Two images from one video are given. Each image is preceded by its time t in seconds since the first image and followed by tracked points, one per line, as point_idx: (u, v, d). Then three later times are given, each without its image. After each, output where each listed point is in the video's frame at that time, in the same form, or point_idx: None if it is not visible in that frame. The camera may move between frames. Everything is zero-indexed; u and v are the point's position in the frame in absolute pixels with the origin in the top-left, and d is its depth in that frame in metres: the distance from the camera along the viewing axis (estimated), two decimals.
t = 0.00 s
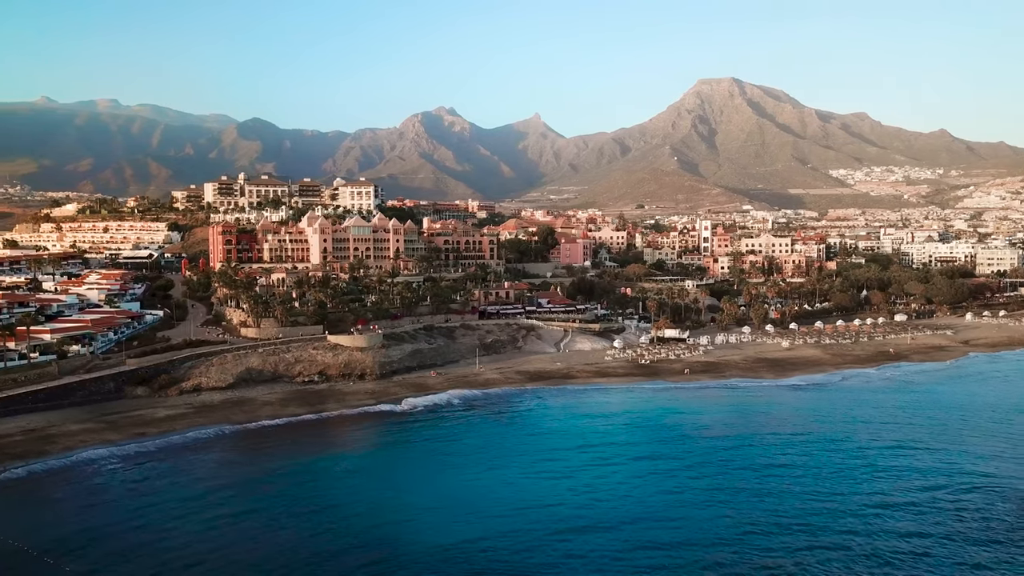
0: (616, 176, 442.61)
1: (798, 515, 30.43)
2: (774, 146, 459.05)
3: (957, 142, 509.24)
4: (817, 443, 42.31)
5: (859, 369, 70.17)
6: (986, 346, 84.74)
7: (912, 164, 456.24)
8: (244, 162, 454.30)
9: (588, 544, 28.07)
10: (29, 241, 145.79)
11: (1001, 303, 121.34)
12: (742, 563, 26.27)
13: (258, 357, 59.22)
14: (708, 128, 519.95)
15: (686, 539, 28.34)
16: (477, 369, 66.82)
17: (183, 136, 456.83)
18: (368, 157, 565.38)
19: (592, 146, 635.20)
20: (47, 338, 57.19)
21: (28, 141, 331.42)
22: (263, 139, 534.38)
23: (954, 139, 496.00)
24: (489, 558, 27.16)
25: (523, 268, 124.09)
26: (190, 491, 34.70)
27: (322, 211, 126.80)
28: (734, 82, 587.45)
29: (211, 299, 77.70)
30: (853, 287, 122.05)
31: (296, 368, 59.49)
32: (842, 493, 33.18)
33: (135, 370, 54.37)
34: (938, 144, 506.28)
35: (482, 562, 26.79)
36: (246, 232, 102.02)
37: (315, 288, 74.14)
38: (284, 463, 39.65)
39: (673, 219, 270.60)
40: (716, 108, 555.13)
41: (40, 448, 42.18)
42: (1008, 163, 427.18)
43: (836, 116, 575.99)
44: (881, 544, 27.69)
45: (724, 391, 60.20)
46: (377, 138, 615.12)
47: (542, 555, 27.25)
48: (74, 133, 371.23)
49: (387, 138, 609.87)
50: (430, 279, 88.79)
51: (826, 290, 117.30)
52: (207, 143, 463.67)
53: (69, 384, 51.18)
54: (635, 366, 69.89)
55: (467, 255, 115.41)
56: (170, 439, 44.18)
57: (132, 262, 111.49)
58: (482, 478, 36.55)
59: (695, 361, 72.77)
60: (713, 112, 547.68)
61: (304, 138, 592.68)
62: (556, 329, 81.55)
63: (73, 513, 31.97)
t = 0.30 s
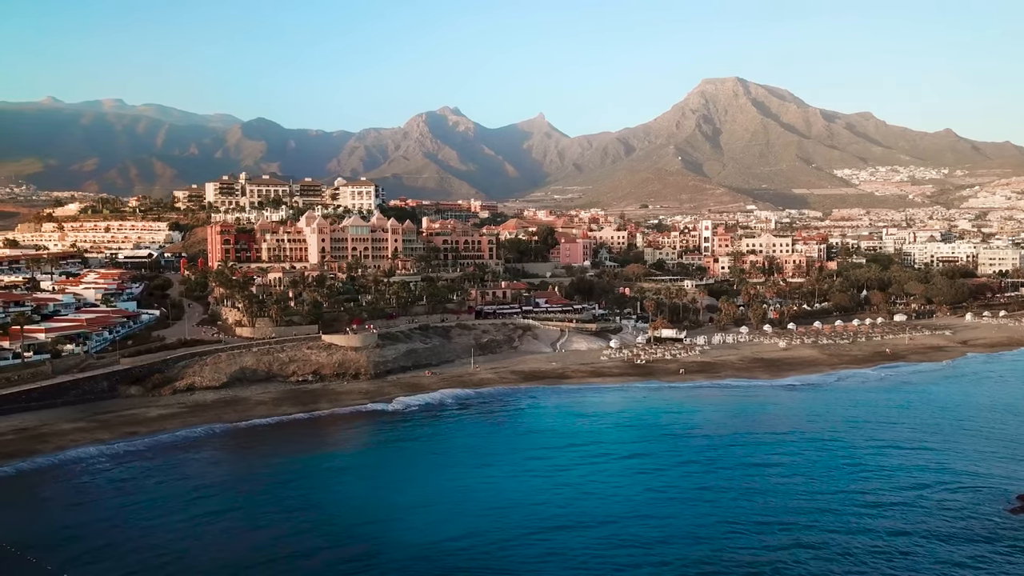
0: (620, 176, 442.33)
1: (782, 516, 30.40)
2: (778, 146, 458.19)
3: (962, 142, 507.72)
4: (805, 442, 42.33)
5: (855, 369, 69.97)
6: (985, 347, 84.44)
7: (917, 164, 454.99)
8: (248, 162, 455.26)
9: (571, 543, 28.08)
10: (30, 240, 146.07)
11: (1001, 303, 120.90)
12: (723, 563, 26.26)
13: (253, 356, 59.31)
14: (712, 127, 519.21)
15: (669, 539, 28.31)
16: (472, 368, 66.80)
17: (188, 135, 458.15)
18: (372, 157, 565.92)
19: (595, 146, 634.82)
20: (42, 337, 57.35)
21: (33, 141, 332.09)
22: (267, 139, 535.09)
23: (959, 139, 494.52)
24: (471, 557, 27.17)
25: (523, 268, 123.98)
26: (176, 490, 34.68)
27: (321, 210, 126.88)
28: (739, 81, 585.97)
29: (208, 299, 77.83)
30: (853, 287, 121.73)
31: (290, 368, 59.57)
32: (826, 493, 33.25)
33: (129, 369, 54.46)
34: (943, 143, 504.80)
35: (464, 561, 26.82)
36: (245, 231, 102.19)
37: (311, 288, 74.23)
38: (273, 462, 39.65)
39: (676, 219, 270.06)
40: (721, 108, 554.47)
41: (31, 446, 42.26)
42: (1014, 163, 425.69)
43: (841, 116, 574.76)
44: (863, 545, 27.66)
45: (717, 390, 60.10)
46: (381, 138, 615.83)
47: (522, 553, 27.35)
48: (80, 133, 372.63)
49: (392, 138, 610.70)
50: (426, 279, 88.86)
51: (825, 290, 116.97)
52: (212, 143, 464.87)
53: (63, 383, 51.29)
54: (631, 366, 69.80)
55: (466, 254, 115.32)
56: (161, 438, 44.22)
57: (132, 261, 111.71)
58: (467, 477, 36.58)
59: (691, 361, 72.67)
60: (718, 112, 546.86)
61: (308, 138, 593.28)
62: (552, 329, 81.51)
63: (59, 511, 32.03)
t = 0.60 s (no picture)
0: (623, 176, 441.75)
1: (763, 516, 30.42)
2: (782, 146, 457.30)
3: (968, 142, 505.95)
4: (794, 442, 42.32)
5: (851, 370, 69.77)
6: (983, 347, 84.16)
7: (921, 164, 453.69)
8: (252, 161, 456.21)
9: (555, 543, 28.03)
10: (32, 240, 146.41)
11: (1001, 304, 120.55)
12: (708, 565, 26.15)
13: (247, 356, 59.37)
14: (717, 127, 518.31)
15: (652, 540, 28.25)
16: (466, 368, 66.77)
17: (193, 135, 459.40)
18: (375, 156, 566.35)
19: (599, 145, 634.10)
20: (36, 336, 57.56)
21: (39, 141, 332.63)
22: (271, 139, 536.01)
23: (964, 139, 492.98)
24: (456, 557, 27.11)
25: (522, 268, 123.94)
26: (162, 489, 34.68)
27: (321, 210, 127.09)
28: (742, 81, 584.90)
29: (204, 298, 78.05)
30: (853, 287, 121.47)
31: (284, 368, 59.62)
32: (811, 493, 33.30)
33: (122, 369, 54.55)
34: (949, 143, 503.33)
35: (446, 561, 26.78)
36: (244, 231, 102.41)
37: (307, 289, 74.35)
38: (263, 460, 39.62)
39: (679, 219, 269.43)
40: (725, 107, 553.57)
41: (21, 445, 42.36)
42: (1019, 163, 424.06)
43: (846, 116, 573.45)
44: (848, 547, 27.49)
45: (712, 391, 59.93)
46: (386, 139, 616.47)
47: (504, 552, 27.45)
48: (86, 133, 374.00)
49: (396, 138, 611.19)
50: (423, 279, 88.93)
51: (825, 290, 116.70)
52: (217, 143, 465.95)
53: (56, 382, 51.43)
54: (626, 366, 69.74)
55: (465, 254, 115.32)
56: (151, 438, 44.28)
57: (132, 261, 111.96)
58: (455, 477, 36.51)
59: (687, 362, 72.54)
60: (722, 112, 546.05)
61: (312, 138, 593.77)
62: (549, 328, 81.47)
63: (45, 510, 32.05)
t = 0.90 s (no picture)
0: (627, 176, 441.15)
1: (747, 516, 30.35)
2: (786, 146, 456.22)
3: (973, 142, 504.23)
4: (783, 441, 42.23)
5: (846, 370, 69.64)
6: (980, 348, 83.91)
7: (927, 164, 452.19)
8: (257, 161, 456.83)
9: (535, 544, 28.00)
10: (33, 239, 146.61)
11: (1001, 304, 120.14)
12: (688, 565, 26.14)
13: (241, 355, 59.46)
14: (722, 127, 517.28)
15: (635, 540, 28.17)
16: (460, 368, 66.76)
17: (198, 135, 460.41)
18: (379, 156, 566.70)
19: (603, 145, 633.57)
20: (31, 335, 57.74)
21: (45, 140, 333.23)
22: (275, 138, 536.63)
23: (970, 139, 491.28)
24: (437, 557, 27.14)
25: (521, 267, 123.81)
26: (147, 488, 34.68)
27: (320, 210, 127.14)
28: (747, 81, 583.42)
29: (200, 298, 78.19)
30: (853, 287, 121.17)
31: (278, 367, 59.70)
32: (796, 493, 33.24)
33: (115, 368, 54.65)
34: (954, 143, 501.71)
35: (427, 561, 26.77)
36: (243, 231, 102.55)
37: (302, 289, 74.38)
38: (251, 460, 39.64)
39: (682, 220, 268.92)
40: (730, 107, 552.58)
41: (11, 444, 42.48)
42: None
43: (850, 116, 571.98)
44: (829, 546, 27.42)
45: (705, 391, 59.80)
46: (390, 138, 616.94)
47: (484, 552, 27.53)
48: (91, 133, 375.10)
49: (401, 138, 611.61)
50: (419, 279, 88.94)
51: (824, 290, 116.38)
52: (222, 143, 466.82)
53: (49, 381, 51.57)
54: (621, 366, 69.67)
55: (463, 254, 115.32)
56: (141, 437, 44.34)
57: (131, 260, 112.07)
58: (441, 477, 36.46)
59: (682, 361, 72.46)
60: (727, 112, 545.03)
61: (316, 138, 594.34)
62: (545, 328, 81.43)
63: (30, 508, 32.13)
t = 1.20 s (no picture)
0: (631, 176, 440.60)
1: (730, 516, 30.29)
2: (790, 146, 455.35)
3: (978, 142, 502.47)
4: (773, 441, 42.13)
5: (840, 370, 69.49)
6: (977, 348, 83.60)
7: (931, 163, 450.83)
8: (260, 161, 457.23)
9: (517, 545, 27.98)
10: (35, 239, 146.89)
11: (1002, 305, 119.63)
12: (666, 565, 26.10)
13: (234, 355, 59.55)
14: (726, 126, 516.32)
15: (617, 540, 28.15)
16: (454, 367, 66.78)
17: (203, 135, 461.10)
18: (383, 156, 566.80)
19: (607, 145, 633.05)
20: (24, 335, 57.90)
21: (51, 141, 334.49)
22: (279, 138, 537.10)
23: (976, 139, 489.52)
24: (416, 557, 27.18)
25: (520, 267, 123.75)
26: (131, 487, 34.72)
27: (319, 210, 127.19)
28: (751, 81, 582.21)
29: (196, 297, 78.34)
30: (852, 287, 120.79)
31: (271, 366, 59.81)
32: (781, 492, 33.15)
33: (108, 367, 54.79)
34: (960, 143, 499.93)
35: (407, 561, 26.79)
36: (241, 230, 102.66)
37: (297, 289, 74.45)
38: (239, 459, 39.66)
39: (685, 220, 268.49)
40: (734, 106, 551.54)
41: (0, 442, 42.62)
42: None
43: (855, 116, 570.48)
44: (810, 546, 27.40)
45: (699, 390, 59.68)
46: (394, 138, 617.19)
47: (465, 552, 27.53)
48: (97, 132, 376.07)
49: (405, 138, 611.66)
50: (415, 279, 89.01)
51: (823, 289, 116.05)
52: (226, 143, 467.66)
53: (41, 380, 51.72)
54: (615, 366, 69.62)
55: (461, 254, 115.33)
56: (130, 436, 44.42)
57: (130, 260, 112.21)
58: (428, 476, 36.42)
59: (677, 362, 72.36)
60: (731, 111, 544.02)
61: (320, 137, 595.06)
62: (540, 328, 81.39)
63: (13, 507, 32.24)
